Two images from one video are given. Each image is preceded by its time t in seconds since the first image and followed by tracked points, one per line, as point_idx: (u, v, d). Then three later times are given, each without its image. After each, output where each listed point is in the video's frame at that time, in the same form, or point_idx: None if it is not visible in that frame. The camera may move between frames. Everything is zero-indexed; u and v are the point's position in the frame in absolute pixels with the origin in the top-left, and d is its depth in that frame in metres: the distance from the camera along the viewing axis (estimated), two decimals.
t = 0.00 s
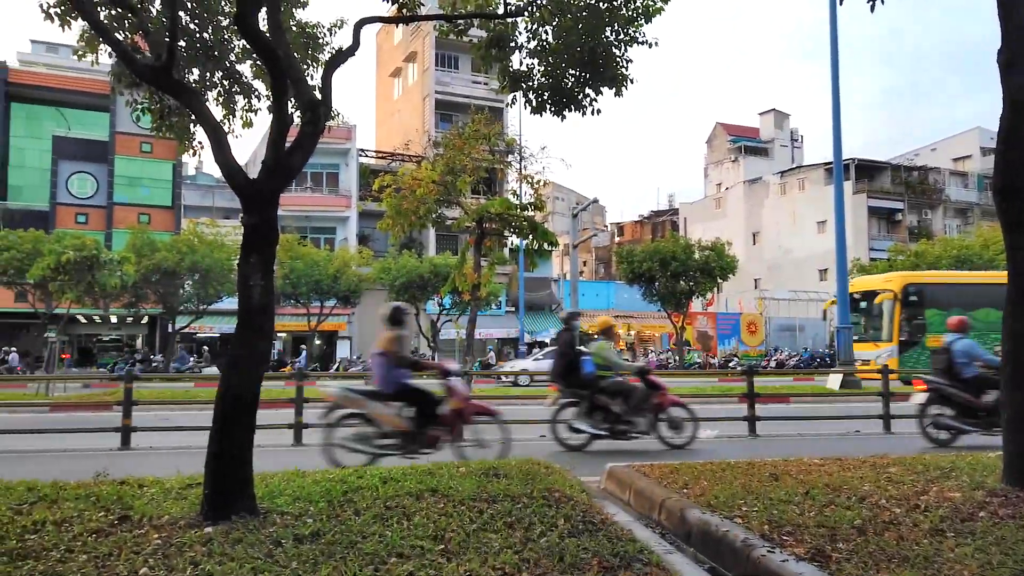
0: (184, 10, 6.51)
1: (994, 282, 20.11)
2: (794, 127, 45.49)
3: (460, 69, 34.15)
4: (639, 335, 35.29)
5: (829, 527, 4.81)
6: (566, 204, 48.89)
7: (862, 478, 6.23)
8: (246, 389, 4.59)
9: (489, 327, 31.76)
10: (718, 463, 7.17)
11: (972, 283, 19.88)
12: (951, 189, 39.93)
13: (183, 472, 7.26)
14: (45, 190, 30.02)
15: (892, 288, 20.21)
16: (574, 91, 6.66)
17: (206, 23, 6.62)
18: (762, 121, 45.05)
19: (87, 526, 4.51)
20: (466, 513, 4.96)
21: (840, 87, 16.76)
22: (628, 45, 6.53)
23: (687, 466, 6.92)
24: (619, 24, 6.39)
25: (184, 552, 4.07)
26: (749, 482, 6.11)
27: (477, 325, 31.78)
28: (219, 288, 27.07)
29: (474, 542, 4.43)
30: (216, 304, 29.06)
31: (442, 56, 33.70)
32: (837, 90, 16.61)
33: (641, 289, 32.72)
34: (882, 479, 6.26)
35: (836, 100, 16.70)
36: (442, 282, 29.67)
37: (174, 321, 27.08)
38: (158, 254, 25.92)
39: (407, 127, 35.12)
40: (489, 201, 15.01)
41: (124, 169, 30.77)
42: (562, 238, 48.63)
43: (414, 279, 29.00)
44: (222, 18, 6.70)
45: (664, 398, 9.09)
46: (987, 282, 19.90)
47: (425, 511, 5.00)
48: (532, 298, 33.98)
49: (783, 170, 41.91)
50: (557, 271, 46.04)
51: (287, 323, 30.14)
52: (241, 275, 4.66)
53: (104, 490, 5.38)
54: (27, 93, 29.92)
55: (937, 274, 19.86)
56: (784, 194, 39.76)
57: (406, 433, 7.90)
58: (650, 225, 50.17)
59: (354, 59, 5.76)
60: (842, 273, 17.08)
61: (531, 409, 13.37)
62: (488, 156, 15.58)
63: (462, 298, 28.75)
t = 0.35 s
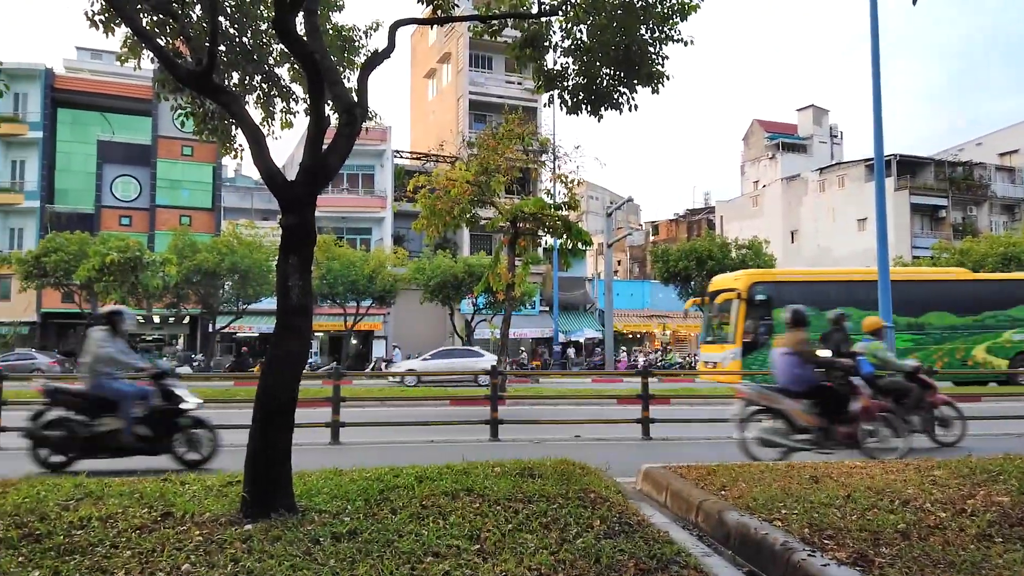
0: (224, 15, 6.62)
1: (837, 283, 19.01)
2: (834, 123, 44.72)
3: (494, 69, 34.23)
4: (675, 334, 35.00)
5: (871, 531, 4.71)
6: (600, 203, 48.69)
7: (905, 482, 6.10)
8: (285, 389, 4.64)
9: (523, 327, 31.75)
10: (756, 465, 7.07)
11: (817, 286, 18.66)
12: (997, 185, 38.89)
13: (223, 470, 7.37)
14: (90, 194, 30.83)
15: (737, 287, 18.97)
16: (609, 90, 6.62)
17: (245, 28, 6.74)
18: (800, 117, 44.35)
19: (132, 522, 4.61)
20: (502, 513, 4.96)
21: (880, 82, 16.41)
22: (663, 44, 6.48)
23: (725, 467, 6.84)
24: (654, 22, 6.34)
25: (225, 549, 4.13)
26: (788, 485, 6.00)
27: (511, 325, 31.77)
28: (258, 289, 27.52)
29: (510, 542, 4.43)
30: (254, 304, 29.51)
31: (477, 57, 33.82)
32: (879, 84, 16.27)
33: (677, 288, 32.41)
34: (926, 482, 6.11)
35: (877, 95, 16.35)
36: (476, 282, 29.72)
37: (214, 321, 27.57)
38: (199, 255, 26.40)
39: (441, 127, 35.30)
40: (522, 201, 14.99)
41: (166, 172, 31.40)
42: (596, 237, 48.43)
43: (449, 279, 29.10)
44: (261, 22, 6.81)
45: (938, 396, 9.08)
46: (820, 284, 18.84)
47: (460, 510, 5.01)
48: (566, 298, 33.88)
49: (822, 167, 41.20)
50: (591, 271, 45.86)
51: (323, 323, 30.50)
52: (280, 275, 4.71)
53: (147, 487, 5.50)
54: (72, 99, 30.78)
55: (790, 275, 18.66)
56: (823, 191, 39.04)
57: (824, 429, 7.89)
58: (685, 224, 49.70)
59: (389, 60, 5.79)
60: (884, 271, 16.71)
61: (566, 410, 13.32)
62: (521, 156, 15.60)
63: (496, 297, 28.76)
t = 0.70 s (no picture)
0: (246, 18, 6.70)
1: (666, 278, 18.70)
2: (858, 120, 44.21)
3: (514, 69, 34.26)
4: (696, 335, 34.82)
5: (894, 532, 4.66)
6: (621, 203, 48.56)
7: (930, 483, 6.02)
8: (305, 388, 4.69)
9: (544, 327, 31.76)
10: (777, 466, 7.02)
11: (631, 283, 18.34)
12: None
13: (245, 469, 7.45)
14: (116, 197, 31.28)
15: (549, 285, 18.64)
16: (628, 90, 6.61)
17: (266, 30, 6.82)
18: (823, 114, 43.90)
19: (156, 520, 4.68)
20: (520, 513, 4.97)
21: (905, 78, 16.19)
22: (683, 41, 6.45)
23: (745, 468, 6.80)
24: (674, 20, 6.30)
25: (247, 548, 4.19)
26: (810, 486, 5.95)
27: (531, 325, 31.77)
28: (280, 289, 27.77)
29: (529, 542, 4.44)
30: (277, 305, 29.79)
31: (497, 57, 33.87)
32: (903, 80, 16.07)
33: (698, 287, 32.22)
34: (951, 483, 6.04)
35: (902, 90, 16.16)
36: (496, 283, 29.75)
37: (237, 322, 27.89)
38: (222, 257, 26.69)
39: (461, 128, 35.40)
40: (542, 201, 14.99)
41: (189, 174, 31.75)
42: (616, 236, 48.30)
43: (469, 279, 29.18)
44: (282, 26, 6.88)
45: None
46: (642, 281, 18.39)
47: (479, 510, 5.03)
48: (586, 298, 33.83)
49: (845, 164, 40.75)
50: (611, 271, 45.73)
51: (344, 323, 30.73)
52: (301, 275, 4.76)
53: (171, 486, 5.57)
54: (99, 103, 31.26)
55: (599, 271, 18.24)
56: (847, 189, 38.57)
57: None
58: (706, 223, 49.40)
59: (408, 62, 5.83)
60: (909, 270, 16.48)
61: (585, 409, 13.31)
62: (541, 156, 15.61)
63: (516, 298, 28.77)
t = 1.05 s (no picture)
0: (260, 21, 6.76)
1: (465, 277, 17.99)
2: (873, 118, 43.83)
3: (526, 69, 34.23)
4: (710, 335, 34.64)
5: (909, 534, 4.63)
6: (634, 203, 48.42)
7: (946, 484, 5.97)
8: (319, 387, 4.70)
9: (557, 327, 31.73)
10: (792, 466, 6.97)
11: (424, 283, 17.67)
12: None
13: (259, 469, 7.49)
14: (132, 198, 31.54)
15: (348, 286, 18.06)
16: (641, 89, 6.60)
17: (280, 32, 6.86)
18: (838, 113, 43.57)
19: (171, 520, 4.71)
20: (533, 513, 4.97)
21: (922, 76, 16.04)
22: (696, 40, 6.41)
23: (759, 469, 6.76)
24: (687, 18, 6.26)
25: (261, 547, 4.21)
26: (825, 487, 5.90)
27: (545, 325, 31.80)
28: (295, 290, 27.91)
29: (541, 542, 4.43)
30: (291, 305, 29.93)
31: (509, 57, 33.85)
32: (919, 77, 15.92)
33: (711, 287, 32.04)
34: (967, 485, 5.98)
35: (917, 88, 16.00)
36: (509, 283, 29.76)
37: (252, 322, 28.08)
38: (237, 258, 26.87)
39: (474, 129, 35.43)
40: (555, 201, 14.95)
41: (204, 175, 31.97)
42: (630, 236, 48.17)
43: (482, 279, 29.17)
44: (296, 27, 6.92)
45: None
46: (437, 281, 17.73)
47: (491, 510, 5.03)
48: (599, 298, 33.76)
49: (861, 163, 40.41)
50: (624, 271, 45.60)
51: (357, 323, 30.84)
52: (314, 276, 4.78)
53: (187, 485, 5.62)
54: (115, 105, 31.57)
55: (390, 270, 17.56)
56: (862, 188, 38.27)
57: None
58: (720, 222, 49.16)
59: (420, 63, 5.84)
60: (925, 269, 16.33)
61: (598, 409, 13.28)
62: (554, 156, 15.58)
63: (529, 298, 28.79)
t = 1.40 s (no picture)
0: (272, 22, 6.79)
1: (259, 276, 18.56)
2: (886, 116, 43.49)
3: (537, 69, 34.22)
4: (722, 335, 34.53)
5: (923, 535, 4.60)
6: (645, 202, 48.32)
7: (960, 485, 5.92)
8: (331, 387, 4.71)
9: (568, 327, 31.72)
10: (804, 467, 6.93)
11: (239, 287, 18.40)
12: None
13: (272, 468, 7.52)
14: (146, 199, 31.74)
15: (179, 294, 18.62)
16: (651, 88, 6.59)
17: (292, 34, 6.90)
18: (851, 111, 43.28)
19: (185, 519, 4.74)
20: (544, 514, 4.97)
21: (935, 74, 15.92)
22: (707, 39, 6.39)
23: (771, 470, 6.72)
24: (698, 18, 6.23)
25: (273, 546, 4.23)
26: (838, 488, 5.86)
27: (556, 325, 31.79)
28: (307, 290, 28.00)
29: (553, 543, 4.43)
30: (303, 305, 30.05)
31: (520, 57, 33.85)
32: (932, 75, 15.78)
33: (723, 286, 31.90)
34: (981, 486, 5.94)
35: (931, 86, 15.87)
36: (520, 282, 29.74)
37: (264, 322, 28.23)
38: (249, 258, 26.99)
39: (485, 129, 35.47)
40: (566, 201, 14.93)
41: (217, 176, 32.12)
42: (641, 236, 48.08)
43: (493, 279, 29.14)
44: (307, 28, 6.94)
45: None
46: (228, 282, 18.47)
47: (503, 510, 5.04)
48: (610, 298, 33.70)
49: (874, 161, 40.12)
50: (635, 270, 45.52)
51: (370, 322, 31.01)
52: (327, 277, 4.81)
53: (200, 484, 5.65)
54: (128, 107, 31.80)
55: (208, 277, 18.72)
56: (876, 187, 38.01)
57: None
58: (732, 222, 48.97)
59: (432, 63, 5.85)
60: (939, 269, 16.20)
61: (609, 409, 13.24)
62: (565, 155, 15.57)
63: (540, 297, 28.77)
